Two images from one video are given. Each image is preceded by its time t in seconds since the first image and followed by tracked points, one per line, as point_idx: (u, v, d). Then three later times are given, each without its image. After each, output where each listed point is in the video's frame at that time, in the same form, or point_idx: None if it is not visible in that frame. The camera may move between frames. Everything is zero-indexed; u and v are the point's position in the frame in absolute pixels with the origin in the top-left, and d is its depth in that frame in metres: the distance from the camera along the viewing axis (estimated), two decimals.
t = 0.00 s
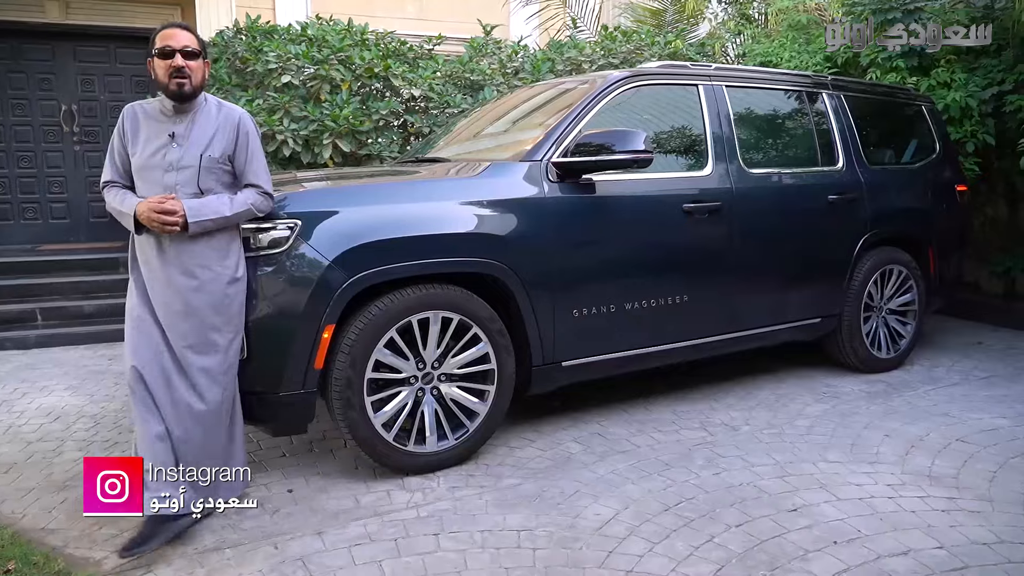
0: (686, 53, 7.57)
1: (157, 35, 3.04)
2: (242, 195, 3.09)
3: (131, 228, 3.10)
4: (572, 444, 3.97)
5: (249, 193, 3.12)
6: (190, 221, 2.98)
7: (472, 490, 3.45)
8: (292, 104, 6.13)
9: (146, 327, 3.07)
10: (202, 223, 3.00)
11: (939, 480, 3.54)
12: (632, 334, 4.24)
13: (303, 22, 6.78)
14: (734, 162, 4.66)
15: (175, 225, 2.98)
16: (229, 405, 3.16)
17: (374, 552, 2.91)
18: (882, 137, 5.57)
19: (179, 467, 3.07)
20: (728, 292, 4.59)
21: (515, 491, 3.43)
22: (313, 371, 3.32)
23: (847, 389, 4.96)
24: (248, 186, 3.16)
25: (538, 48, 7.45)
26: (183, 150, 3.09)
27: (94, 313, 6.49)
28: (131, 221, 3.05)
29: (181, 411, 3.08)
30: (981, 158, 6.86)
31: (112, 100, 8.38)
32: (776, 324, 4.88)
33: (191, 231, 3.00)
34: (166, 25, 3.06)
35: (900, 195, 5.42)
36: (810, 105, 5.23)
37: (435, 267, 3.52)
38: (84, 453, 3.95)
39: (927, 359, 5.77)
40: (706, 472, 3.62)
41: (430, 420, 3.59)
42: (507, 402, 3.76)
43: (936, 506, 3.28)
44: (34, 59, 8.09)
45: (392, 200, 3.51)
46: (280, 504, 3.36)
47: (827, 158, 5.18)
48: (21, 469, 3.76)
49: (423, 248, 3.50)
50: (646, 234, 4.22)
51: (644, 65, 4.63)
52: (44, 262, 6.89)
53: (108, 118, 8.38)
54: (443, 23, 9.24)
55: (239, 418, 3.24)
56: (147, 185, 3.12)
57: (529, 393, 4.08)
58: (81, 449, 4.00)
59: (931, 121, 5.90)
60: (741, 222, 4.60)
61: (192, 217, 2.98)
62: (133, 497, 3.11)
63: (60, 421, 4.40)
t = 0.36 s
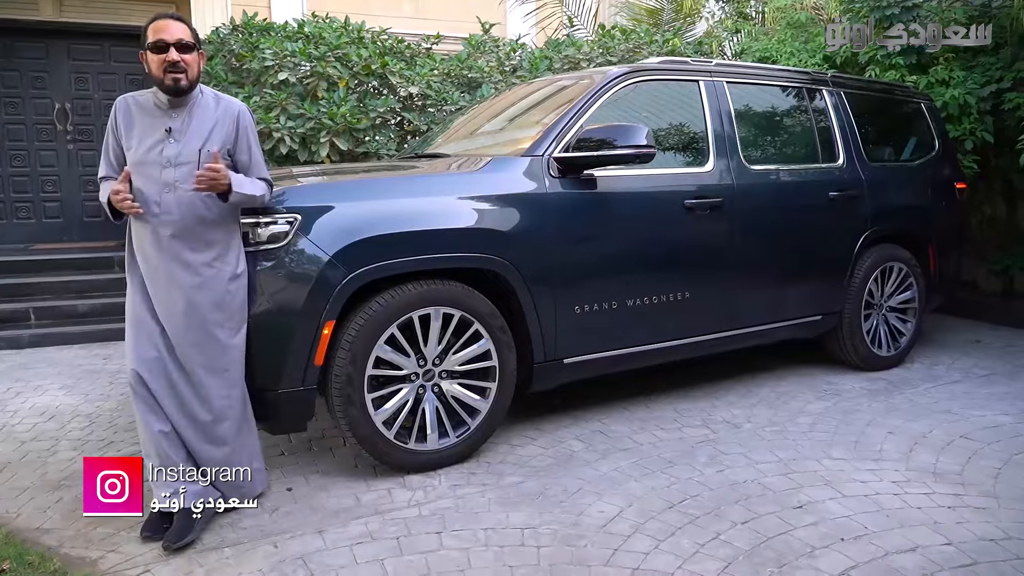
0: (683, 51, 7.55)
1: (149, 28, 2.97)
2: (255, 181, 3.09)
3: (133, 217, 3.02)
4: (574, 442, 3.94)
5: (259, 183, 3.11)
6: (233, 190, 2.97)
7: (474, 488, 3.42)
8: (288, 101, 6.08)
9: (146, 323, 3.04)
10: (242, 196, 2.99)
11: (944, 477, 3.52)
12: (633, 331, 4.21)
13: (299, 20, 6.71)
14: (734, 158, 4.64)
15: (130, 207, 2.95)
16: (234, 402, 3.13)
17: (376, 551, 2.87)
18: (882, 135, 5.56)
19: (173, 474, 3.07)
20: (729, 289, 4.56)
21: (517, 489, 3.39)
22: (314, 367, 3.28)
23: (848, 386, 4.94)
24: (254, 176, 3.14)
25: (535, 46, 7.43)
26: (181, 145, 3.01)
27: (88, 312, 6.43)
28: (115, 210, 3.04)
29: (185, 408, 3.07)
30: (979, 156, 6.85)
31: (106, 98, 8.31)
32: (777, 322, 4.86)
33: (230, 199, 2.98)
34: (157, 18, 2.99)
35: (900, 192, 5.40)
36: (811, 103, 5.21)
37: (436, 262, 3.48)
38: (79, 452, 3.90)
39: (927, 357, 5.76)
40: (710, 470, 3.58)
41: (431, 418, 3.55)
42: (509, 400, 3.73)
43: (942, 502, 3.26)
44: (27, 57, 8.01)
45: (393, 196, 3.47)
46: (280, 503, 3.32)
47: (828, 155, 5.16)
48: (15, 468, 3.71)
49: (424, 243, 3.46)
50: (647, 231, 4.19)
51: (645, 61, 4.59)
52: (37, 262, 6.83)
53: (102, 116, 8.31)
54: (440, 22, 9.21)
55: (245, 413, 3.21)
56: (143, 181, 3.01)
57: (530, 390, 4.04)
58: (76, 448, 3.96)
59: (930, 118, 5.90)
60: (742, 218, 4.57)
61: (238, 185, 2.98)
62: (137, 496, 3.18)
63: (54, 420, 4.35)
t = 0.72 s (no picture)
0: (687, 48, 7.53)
1: (152, 16, 2.93)
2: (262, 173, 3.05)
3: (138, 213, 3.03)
4: (580, 437, 3.90)
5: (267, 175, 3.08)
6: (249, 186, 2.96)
7: (480, 483, 3.38)
8: (290, 97, 6.07)
9: (149, 316, 3.01)
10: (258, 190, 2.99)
11: (955, 471, 3.49)
12: (639, 326, 4.18)
13: (300, 16, 6.67)
14: (740, 150, 4.61)
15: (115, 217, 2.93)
16: (235, 396, 3.09)
17: (382, 545, 2.84)
18: (887, 130, 5.52)
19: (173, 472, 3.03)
20: (736, 284, 4.53)
21: (524, 483, 3.36)
22: (318, 361, 3.24)
23: (855, 382, 4.91)
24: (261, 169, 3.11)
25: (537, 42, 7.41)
26: (184, 136, 2.98)
27: (89, 310, 6.40)
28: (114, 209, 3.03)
29: (187, 403, 3.02)
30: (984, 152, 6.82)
31: (106, 96, 8.28)
32: (783, 317, 4.82)
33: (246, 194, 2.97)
34: (160, 6, 2.96)
35: (905, 187, 5.37)
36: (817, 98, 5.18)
37: (441, 255, 3.45)
38: (80, 448, 3.87)
39: (932, 353, 5.73)
40: (718, 464, 3.55)
41: (436, 412, 3.52)
42: (515, 394, 3.69)
43: (953, 496, 3.22)
44: (27, 54, 7.98)
45: (397, 188, 3.44)
46: (284, 498, 3.28)
47: (833, 149, 5.13)
48: (16, 464, 3.67)
49: (429, 235, 3.42)
50: (653, 225, 4.16)
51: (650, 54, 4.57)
52: (37, 259, 6.80)
53: (103, 113, 8.27)
54: (442, 19, 9.18)
55: (247, 407, 3.18)
56: (147, 172, 2.99)
57: (536, 385, 4.01)
58: (77, 444, 3.92)
59: (935, 114, 5.86)
60: (748, 213, 4.54)
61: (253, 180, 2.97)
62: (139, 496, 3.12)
63: (55, 416, 4.31)
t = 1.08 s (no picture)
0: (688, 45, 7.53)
1: (171, 4, 2.97)
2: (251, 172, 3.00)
3: (138, 199, 2.96)
4: (585, 433, 3.89)
5: (259, 170, 3.01)
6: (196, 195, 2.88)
7: (486, 478, 3.36)
8: (291, 94, 6.05)
9: (156, 308, 3.00)
10: (211, 198, 2.90)
11: (961, 466, 3.48)
12: (644, 322, 4.17)
13: (301, 13, 6.65)
14: (744, 146, 4.60)
15: (189, 195, 2.87)
16: (240, 390, 3.07)
17: (389, 540, 2.82)
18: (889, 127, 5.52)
19: (177, 466, 3.02)
20: (740, 280, 4.52)
21: (530, 479, 3.34)
22: (323, 356, 3.22)
23: (858, 378, 4.90)
24: (258, 163, 3.06)
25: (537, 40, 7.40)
26: (194, 125, 2.99)
27: (88, 307, 6.37)
28: (141, 190, 2.91)
29: (192, 396, 3.02)
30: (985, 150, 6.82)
31: (106, 92, 8.25)
32: (787, 313, 4.82)
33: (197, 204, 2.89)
34: None
35: (908, 184, 5.37)
36: (821, 95, 5.17)
37: (447, 249, 3.43)
38: (81, 444, 3.84)
39: (935, 350, 5.72)
40: (724, 460, 3.54)
41: (441, 408, 3.50)
42: (519, 389, 3.68)
43: (960, 491, 3.21)
44: (25, 51, 7.95)
45: (401, 182, 3.42)
46: (288, 494, 3.26)
47: (837, 146, 5.13)
48: (17, 460, 3.65)
49: (435, 228, 3.41)
50: (658, 221, 4.14)
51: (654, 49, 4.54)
52: (36, 256, 6.76)
53: (102, 110, 8.24)
54: (443, 17, 9.17)
55: (252, 401, 3.17)
56: (155, 159, 3.01)
57: (540, 381, 3.99)
58: (78, 439, 3.90)
59: (937, 111, 5.85)
60: (752, 209, 4.53)
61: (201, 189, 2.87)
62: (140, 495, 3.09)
63: (55, 412, 4.28)
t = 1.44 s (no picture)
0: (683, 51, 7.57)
1: (175, 10, 2.96)
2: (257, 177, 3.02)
3: (143, 204, 2.98)
4: (586, 436, 3.89)
5: (264, 176, 3.04)
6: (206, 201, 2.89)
7: (488, 481, 3.37)
8: (289, 98, 6.05)
9: (159, 311, 3.00)
10: (217, 204, 2.91)
11: (960, 467, 3.50)
12: (644, 324, 4.18)
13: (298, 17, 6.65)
14: (742, 150, 4.63)
15: (196, 200, 2.89)
16: (243, 393, 3.06)
17: (393, 543, 2.82)
18: (884, 132, 5.57)
19: (172, 466, 3.03)
20: (738, 283, 4.54)
21: (532, 482, 3.34)
22: (325, 359, 3.22)
23: (855, 381, 4.93)
24: (264, 168, 3.08)
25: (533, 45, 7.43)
26: (199, 129, 3.00)
27: (84, 312, 6.34)
28: (148, 198, 2.93)
29: (195, 399, 3.01)
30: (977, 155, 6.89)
31: (101, 97, 8.23)
32: (784, 316, 4.84)
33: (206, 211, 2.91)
34: None
35: (903, 188, 5.41)
36: (817, 100, 5.21)
37: (449, 252, 3.44)
38: (80, 448, 3.82)
39: (930, 353, 5.76)
40: (725, 462, 3.55)
41: (443, 411, 3.50)
42: (521, 392, 3.68)
43: (960, 491, 3.23)
44: (20, 55, 7.92)
45: (403, 185, 3.43)
46: (291, 498, 3.25)
47: (834, 150, 5.17)
48: (15, 465, 3.63)
49: (437, 231, 3.42)
50: (658, 224, 4.16)
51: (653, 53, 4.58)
52: (30, 261, 6.73)
53: (96, 115, 8.21)
54: (439, 22, 9.20)
55: (254, 404, 3.15)
56: (159, 163, 3.01)
57: (541, 384, 4.00)
58: (77, 444, 3.88)
59: (931, 116, 5.90)
60: (750, 212, 4.56)
61: (210, 196, 2.89)
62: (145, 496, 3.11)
63: (53, 417, 4.26)
